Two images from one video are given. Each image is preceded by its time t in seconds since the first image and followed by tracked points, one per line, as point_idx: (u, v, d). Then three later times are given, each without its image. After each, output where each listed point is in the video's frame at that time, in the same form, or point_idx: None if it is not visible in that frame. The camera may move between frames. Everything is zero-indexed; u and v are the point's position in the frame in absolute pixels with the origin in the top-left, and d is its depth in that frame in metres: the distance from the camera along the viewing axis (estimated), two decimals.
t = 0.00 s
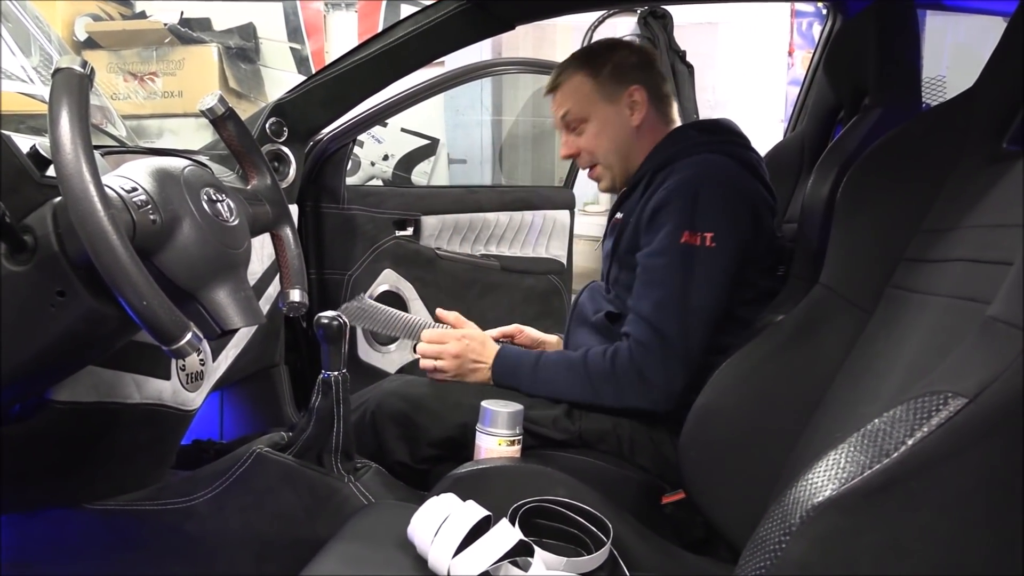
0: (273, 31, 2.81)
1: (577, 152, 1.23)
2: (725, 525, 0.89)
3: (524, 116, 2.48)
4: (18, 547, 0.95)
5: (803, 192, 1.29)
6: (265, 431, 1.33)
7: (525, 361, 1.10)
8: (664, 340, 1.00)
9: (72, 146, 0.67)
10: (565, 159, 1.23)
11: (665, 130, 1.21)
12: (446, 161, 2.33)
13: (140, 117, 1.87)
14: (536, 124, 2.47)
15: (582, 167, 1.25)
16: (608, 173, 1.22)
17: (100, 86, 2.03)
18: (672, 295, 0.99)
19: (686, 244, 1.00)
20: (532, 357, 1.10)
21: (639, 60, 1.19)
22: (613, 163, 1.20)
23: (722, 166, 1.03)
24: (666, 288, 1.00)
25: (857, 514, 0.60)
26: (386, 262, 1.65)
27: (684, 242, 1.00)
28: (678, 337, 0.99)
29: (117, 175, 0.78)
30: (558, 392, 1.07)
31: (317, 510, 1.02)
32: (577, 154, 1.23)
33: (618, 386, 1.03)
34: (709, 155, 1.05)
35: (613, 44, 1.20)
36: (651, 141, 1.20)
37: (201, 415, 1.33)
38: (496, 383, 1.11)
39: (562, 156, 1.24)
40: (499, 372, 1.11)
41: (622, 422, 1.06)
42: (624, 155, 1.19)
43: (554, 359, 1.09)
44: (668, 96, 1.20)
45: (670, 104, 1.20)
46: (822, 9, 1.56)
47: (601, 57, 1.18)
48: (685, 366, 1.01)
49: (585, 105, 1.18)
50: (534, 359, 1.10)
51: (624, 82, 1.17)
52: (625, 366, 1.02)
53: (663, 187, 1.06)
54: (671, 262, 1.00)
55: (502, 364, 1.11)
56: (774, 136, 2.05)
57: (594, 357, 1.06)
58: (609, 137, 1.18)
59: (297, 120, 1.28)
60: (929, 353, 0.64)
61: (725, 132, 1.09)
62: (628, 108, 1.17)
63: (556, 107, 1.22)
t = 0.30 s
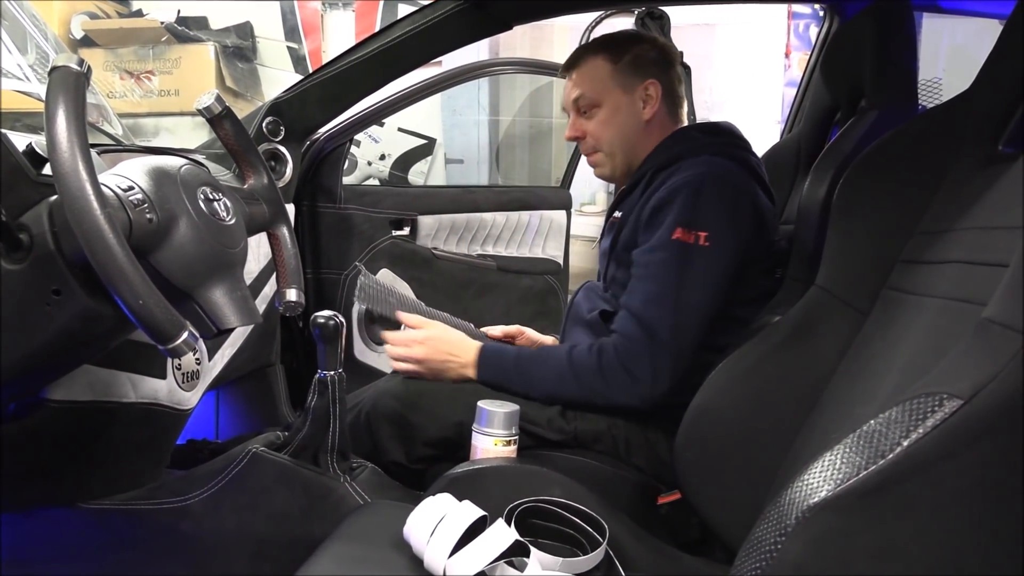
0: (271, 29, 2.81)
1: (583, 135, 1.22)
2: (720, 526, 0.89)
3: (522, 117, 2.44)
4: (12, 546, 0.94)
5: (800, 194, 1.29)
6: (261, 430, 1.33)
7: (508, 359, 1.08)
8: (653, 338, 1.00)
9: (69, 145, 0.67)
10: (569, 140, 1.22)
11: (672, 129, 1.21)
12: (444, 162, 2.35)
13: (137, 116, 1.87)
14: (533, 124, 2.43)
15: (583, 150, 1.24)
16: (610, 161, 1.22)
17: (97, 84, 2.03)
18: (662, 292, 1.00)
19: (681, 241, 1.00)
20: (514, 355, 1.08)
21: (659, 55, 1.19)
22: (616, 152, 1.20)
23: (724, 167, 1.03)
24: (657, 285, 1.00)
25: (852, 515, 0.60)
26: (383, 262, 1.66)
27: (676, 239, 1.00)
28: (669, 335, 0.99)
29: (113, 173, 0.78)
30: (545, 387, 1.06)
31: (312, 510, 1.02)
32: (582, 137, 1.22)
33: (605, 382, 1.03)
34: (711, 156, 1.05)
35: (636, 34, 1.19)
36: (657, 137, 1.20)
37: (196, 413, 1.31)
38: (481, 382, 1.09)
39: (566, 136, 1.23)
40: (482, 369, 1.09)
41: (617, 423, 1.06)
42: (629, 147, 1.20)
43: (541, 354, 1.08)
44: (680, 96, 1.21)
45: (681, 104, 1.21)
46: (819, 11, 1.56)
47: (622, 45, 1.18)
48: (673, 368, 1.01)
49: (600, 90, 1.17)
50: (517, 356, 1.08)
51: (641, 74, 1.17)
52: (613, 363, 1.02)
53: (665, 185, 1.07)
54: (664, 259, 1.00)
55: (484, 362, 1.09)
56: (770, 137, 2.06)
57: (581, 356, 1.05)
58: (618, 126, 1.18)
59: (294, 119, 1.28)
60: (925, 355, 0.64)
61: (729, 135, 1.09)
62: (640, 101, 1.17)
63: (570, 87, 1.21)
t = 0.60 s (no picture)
0: (268, 28, 2.80)
1: (567, 133, 1.21)
2: (715, 526, 0.89)
3: (519, 116, 2.47)
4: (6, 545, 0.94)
5: (796, 195, 1.29)
6: (256, 428, 1.33)
7: (473, 351, 1.08)
8: (614, 347, 1.00)
9: (65, 142, 0.67)
10: (553, 138, 1.22)
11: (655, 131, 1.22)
12: (440, 160, 2.35)
13: (133, 114, 1.86)
14: (530, 123, 2.47)
15: (567, 149, 1.24)
16: (594, 161, 1.22)
17: (94, 82, 2.02)
18: (623, 300, 1.00)
19: (645, 251, 1.00)
20: (480, 347, 1.09)
21: (647, 56, 1.19)
22: (601, 153, 1.20)
23: (696, 176, 1.03)
24: (620, 293, 1.00)
25: (849, 516, 0.60)
26: (380, 261, 1.65)
27: (640, 248, 1.00)
28: (631, 344, 1.00)
29: (110, 170, 0.78)
30: (506, 382, 1.07)
31: (308, 509, 1.02)
32: (566, 136, 1.21)
33: (568, 387, 1.04)
34: (687, 165, 1.05)
35: (625, 33, 1.19)
36: (642, 138, 1.20)
37: (192, 411, 1.31)
38: (440, 367, 1.10)
39: (550, 134, 1.22)
40: (443, 356, 1.09)
41: (613, 422, 1.06)
42: (614, 148, 1.20)
43: (507, 351, 1.08)
44: (665, 98, 1.22)
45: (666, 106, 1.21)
46: (816, 13, 1.57)
47: (610, 43, 1.17)
48: (644, 368, 1.02)
49: (588, 89, 1.16)
50: (482, 350, 1.08)
51: (629, 75, 1.17)
52: (576, 366, 1.03)
53: (640, 194, 1.07)
54: (628, 267, 1.00)
55: (445, 350, 1.09)
56: (767, 138, 2.06)
57: (547, 355, 1.05)
58: (603, 127, 1.18)
59: (291, 118, 1.28)
60: (921, 357, 0.64)
61: (708, 142, 1.09)
62: (627, 102, 1.17)
63: (556, 83, 1.20)
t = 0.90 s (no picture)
0: (269, 26, 2.80)
1: (561, 137, 1.21)
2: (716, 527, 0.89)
3: (520, 115, 2.44)
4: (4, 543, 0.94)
5: (797, 194, 1.29)
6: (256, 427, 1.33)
7: (475, 358, 1.09)
8: (614, 353, 1.00)
9: (66, 139, 0.67)
10: (546, 142, 1.21)
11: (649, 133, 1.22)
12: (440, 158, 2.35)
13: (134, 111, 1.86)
14: (531, 122, 2.42)
15: (561, 152, 1.23)
16: (589, 165, 1.22)
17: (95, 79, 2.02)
18: (622, 306, 1.00)
19: (643, 257, 1.00)
20: (481, 355, 1.09)
21: (639, 56, 1.19)
22: (595, 157, 1.20)
23: (691, 178, 1.03)
24: (619, 299, 1.00)
25: (851, 517, 0.60)
26: (380, 259, 1.65)
27: (638, 254, 1.00)
28: (630, 350, 1.00)
29: (111, 167, 0.78)
30: (506, 387, 1.07)
31: (308, 507, 1.02)
32: (560, 140, 1.21)
33: (568, 394, 1.03)
34: (683, 168, 1.05)
35: (616, 35, 1.18)
36: (636, 140, 1.20)
37: (192, 409, 1.31)
38: (444, 375, 1.10)
39: (544, 139, 1.21)
40: (444, 364, 1.10)
41: (613, 422, 1.06)
42: (609, 151, 1.20)
43: (509, 359, 1.08)
44: (659, 98, 1.21)
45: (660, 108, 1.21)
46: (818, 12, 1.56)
47: (602, 45, 1.16)
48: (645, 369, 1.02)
49: (581, 93, 1.16)
50: (484, 356, 1.09)
51: (622, 78, 1.17)
52: (576, 371, 1.03)
53: (636, 198, 1.06)
54: (626, 272, 1.00)
55: (446, 357, 1.10)
56: (769, 138, 2.06)
57: (549, 362, 1.05)
58: (597, 130, 1.18)
59: (292, 115, 1.28)
60: (922, 357, 0.64)
61: (704, 143, 1.09)
62: (620, 105, 1.17)
63: (548, 87, 1.19)
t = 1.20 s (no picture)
0: (273, 28, 2.81)
1: (574, 129, 1.20)
2: (720, 528, 0.89)
3: (524, 116, 2.46)
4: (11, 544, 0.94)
5: (801, 195, 1.28)
6: (261, 428, 1.33)
7: (478, 362, 1.08)
8: (617, 355, 1.00)
9: (73, 144, 0.67)
10: (559, 134, 1.20)
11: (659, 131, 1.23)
12: (444, 160, 2.35)
13: (139, 114, 1.87)
14: (536, 122, 2.45)
15: (571, 145, 1.22)
16: (600, 159, 1.21)
17: (100, 82, 2.03)
18: (626, 308, 1.00)
19: (646, 258, 1.00)
20: (485, 356, 1.09)
21: (652, 56, 1.20)
22: (608, 151, 1.19)
23: (692, 179, 1.03)
24: (623, 301, 1.00)
25: (857, 519, 0.60)
26: (384, 260, 1.66)
27: (641, 255, 1.00)
28: (634, 352, 1.00)
29: (117, 172, 0.78)
30: (512, 390, 1.06)
31: (313, 509, 1.02)
32: (573, 132, 1.20)
33: (572, 397, 1.03)
34: (684, 169, 1.05)
35: (630, 32, 1.19)
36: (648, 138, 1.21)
37: (198, 411, 1.32)
38: (447, 383, 1.09)
39: (557, 130, 1.20)
40: (448, 371, 1.09)
41: (618, 423, 1.06)
42: (622, 146, 1.19)
43: (512, 360, 1.08)
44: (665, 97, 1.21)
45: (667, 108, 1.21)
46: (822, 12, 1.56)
47: (618, 41, 1.17)
48: (650, 371, 1.02)
49: (598, 86, 1.16)
50: (487, 361, 1.08)
51: (638, 74, 1.17)
52: (580, 373, 1.03)
53: (638, 199, 1.06)
54: (629, 274, 1.00)
55: (451, 363, 1.09)
56: (773, 138, 2.05)
57: (552, 363, 1.05)
58: (614, 124, 1.18)
59: (296, 118, 1.28)
60: (927, 359, 0.64)
61: (704, 144, 1.09)
62: (636, 100, 1.18)
63: (563, 78, 1.19)
